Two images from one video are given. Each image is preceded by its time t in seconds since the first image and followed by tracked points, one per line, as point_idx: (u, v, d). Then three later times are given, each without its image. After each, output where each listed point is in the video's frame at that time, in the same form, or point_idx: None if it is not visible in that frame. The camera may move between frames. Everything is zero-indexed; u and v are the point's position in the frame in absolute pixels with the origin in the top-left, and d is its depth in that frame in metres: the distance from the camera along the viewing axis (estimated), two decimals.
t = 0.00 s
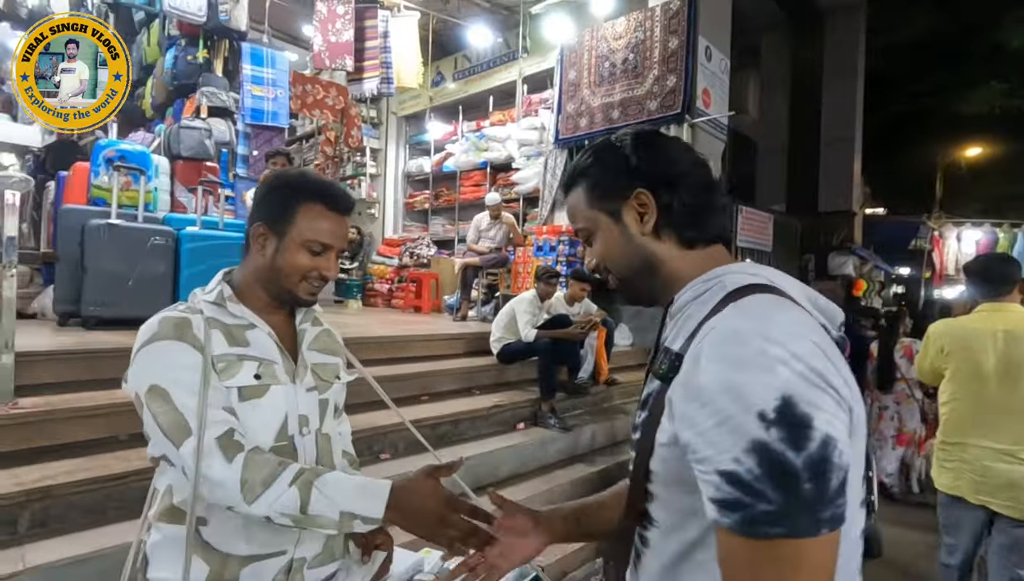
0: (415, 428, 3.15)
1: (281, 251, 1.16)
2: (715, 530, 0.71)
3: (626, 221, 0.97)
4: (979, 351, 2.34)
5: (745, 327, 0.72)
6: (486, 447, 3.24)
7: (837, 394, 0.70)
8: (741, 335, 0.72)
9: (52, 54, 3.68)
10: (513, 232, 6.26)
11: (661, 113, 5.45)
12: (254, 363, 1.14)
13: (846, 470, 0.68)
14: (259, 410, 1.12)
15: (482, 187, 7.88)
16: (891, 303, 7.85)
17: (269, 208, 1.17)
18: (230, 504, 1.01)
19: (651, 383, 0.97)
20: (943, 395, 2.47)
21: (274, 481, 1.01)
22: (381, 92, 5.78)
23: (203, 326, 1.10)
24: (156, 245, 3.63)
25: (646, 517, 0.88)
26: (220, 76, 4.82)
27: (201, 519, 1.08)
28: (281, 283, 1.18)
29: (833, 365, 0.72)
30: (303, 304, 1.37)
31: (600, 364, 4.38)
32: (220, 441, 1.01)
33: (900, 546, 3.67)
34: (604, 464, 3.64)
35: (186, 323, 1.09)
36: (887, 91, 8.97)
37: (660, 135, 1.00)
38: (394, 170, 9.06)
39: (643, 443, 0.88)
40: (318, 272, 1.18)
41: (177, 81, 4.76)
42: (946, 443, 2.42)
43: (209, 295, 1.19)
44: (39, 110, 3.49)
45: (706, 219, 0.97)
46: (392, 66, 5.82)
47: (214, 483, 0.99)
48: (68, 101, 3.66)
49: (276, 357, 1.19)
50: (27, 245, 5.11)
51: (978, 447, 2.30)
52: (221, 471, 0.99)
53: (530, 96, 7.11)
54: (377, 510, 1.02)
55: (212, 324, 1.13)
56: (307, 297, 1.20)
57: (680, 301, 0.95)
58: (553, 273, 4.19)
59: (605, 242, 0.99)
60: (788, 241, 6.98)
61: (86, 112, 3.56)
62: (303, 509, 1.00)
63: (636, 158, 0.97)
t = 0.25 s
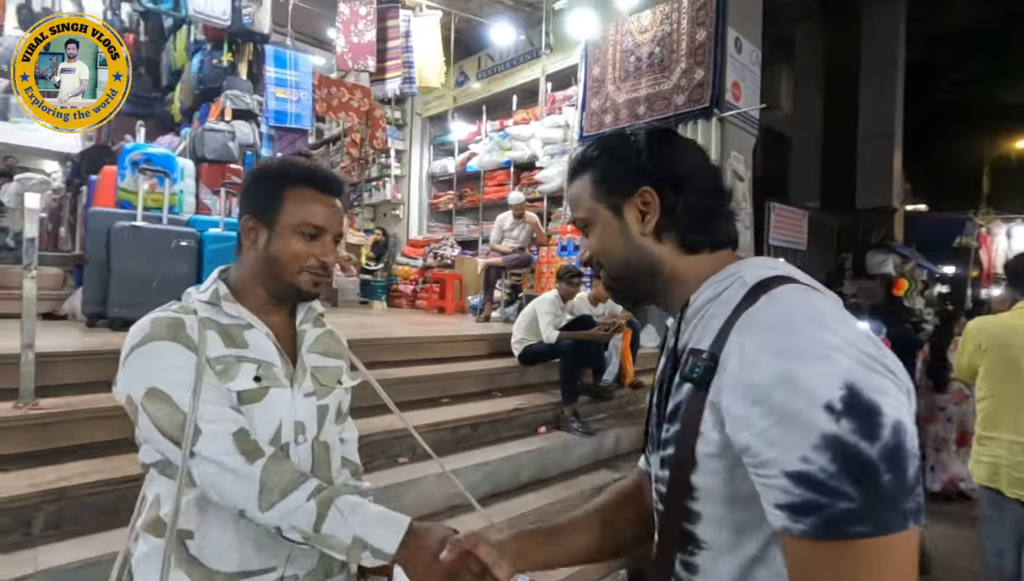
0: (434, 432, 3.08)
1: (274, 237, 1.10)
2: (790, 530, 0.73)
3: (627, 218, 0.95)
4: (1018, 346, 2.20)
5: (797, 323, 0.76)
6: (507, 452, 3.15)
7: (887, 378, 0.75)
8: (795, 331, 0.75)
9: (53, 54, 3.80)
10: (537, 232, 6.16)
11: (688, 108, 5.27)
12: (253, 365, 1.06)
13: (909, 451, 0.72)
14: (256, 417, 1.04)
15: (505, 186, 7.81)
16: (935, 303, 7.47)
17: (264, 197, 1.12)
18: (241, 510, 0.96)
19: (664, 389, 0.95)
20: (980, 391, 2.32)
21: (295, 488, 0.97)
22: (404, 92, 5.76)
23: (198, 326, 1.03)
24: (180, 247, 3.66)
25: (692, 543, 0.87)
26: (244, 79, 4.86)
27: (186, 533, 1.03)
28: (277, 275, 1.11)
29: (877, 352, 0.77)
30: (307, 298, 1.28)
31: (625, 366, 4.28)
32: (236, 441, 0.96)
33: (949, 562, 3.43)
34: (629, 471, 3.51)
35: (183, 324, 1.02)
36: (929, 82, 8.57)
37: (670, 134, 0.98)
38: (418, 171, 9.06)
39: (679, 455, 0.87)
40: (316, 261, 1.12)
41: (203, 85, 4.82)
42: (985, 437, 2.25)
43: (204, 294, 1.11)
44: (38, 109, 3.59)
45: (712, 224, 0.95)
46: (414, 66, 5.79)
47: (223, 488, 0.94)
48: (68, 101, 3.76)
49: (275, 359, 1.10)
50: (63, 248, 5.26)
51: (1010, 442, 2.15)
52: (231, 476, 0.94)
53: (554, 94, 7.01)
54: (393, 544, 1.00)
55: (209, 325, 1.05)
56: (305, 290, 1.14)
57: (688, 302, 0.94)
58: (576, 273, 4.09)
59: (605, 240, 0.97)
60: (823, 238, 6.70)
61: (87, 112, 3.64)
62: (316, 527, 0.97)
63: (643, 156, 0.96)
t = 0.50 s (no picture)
0: (440, 435, 3.00)
1: (242, 230, 1.08)
2: (799, 550, 0.65)
3: (625, 203, 0.87)
4: None
5: (805, 320, 0.68)
6: (514, 456, 3.07)
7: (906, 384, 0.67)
8: (806, 328, 0.67)
9: (53, 54, 3.95)
10: (551, 231, 6.07)
11: (705, 103, 5.13)
12: (213, 373, 1.03)
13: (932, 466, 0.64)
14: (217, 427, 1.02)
15: (520, 186, 7.74)
16: (966, 303, 7.19)
17: (231, 192, 1.11)
18: (183, 535, 0.94)
19: (650, 392, 0.86)
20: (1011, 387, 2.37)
21: (234, 516, 0.95)
22: (415, 91, 5.74)
23: (153, 335, 1.01)
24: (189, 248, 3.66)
25: (683, 562, 0.76)
26: (256, 81, 4.86)
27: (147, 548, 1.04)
28: (246, 271, 1.09)
29: (895, 354, 0.68)
30: (286, 296, 1.24)
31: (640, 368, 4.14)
32: (178, 462, 0.94)
33: (982, 575, 3.25)
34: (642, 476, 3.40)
35: (137, 332, 1.00)
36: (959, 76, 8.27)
37: (688, 117, 0.88)
38: (433, 172, 9.05)
39: (670, 464, 0.76)
40: (288, 256, 1.10)
41: (216, 87, 4.84)
42: (1017, 434, 2.27)
43: (169, 297, 1.09)
44: (39, 109, 3.73)
45: (715, 222, 0.87)
46: (426, 66, 5.77)
47: (166, 511, 0.93)
48: (67, 100, 3.89)
49: (242, 365, 1.07)
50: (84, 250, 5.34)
51: None
52: (172, 498, 0.93)
53: (567, 92, 6.92)
54: (343, 559, 0.99)
55: (169, 331, 1.03)
56: (278, 285, 1.12)
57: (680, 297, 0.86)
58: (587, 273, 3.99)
59: (594, 225, 0.89)
60: (847, 236, 6.48)
61: (87, 112, 3.74)
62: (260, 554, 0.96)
63: (655, 136, 0.86)
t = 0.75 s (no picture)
0: (435, 437, 2.96)
1: (199, 230, 1.08)
2: (765, 557, 0.59)
3: (606, 194, 0.79)
4: None
5: (777, 314, 0.62)
6: (511, 458, 3.02)
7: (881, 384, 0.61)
8: (779, 322, 0.61)
9: (52, 54, 3.85)
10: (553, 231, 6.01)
11: (709, 100, 5.04)
12: (166, 379, 1.01)
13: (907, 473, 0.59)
14: (169, 435, 1.00)
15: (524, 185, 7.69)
16: (981, 302, 7.02)
17: (192, 189, 1.11)
18: (117, 555, 0.94)
19: (614, 389, 0.80)
20: None
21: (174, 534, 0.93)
22: (416, 90, 5.72)
23: (103, 340, 1.00)
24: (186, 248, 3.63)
25: (640, 567, 0.71)
26: (256, 81, 4.87)
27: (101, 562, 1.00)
28: (207, 269, 1.08)
29: (868, 351, 0.63)
30: (252, 296, 1.22)
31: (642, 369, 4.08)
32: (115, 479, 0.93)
33: None
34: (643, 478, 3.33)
35: (86, 337, 0.99)
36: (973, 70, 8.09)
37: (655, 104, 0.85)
38: (438, 172, 9.02)
39: (628, 465, 0.71)
40: (250, 251, 1.09)
41: (217, 88, 4.85)
42: None
43: (127, 297, 1.07)
44: (39, 109, 3.73)
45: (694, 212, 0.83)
46: (428, 65, 5.75)
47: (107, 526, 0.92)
48: (68, 101, 3.85)
49: (199, 370, 1.05)
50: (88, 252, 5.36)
51: None
52: (110, 514, 0.92)
53: (571, 90, 6.86)
54: None
55: (123, 335, 1.01)
56: (240, 282, 1.11)
57: (654, 294, 0.79)
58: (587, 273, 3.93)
59: (577, 217, 0.79)
60: (857, 234, 6.36)
61: (86, 113, 3.77)
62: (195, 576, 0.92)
63: (630, 121, 0.80)
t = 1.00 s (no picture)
0: (434, 437, 2.94)
1: (176, 227, 1.08)
2: (755, 554, 0.54)
3: (616, 179, 0.74)
4: None
5: (755, 304, 0.58)
6: (511, 459, 2.99)
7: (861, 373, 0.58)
8: (760, 311, 0.57)
9: (53, 54, 3.89)
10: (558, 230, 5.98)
11: (715, 97, 4.97)
12: (138, 379, 1.01)
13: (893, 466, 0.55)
14: (143, 436, 1.00)
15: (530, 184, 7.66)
16: (995, 301, 6.89)
17: (171, 183, 1.11)
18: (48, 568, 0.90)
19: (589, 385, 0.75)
20: None
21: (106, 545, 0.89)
22: (419, 90, 5.72)
23: (71, 340, 0.99)
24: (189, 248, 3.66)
25: (615, 568, 0.65)
26: (260, 82, 4.86)
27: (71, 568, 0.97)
28: (182, 265, 1.08)
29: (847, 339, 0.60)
30: (234, 295, 1.22)
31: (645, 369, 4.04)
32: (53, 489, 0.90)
33: None
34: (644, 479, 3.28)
35: (56, 335, 0.98)
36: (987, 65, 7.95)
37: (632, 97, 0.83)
38: (444, 172, 9.01)
39: (602, 463, 0.64)
40: (221, 250, 1.09)
41: (221, 89, 4.82)
42: None
43: (105, 295, 1.07)
44: (39, 109, 3.77)
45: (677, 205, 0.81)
46: (431, 64, 5.74)
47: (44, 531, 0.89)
48: (68, 100, 3.92)
49: (175, 369, 1.05)
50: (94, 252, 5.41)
51: None
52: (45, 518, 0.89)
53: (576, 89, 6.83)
54: (225, 574, 0.89)
55: (95, 334, 1.01)
56: (211, 282, 1.10)
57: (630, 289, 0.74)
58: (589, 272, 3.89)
59: (585, 201, 0.72)
60: (868, 232, 6.24)
61: (86, 112, 3.84)
62: None
63: (624, 108, 0.77)
